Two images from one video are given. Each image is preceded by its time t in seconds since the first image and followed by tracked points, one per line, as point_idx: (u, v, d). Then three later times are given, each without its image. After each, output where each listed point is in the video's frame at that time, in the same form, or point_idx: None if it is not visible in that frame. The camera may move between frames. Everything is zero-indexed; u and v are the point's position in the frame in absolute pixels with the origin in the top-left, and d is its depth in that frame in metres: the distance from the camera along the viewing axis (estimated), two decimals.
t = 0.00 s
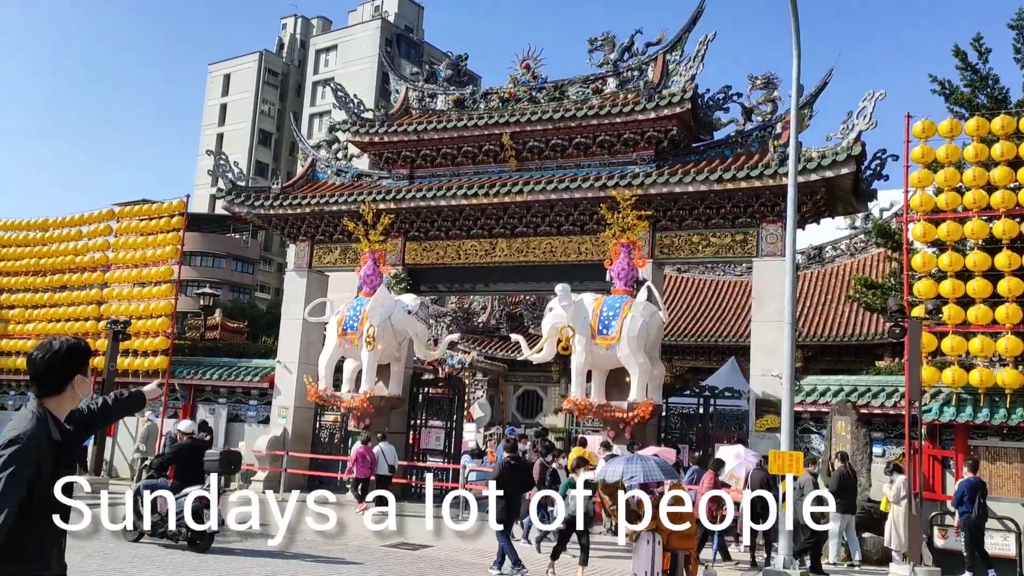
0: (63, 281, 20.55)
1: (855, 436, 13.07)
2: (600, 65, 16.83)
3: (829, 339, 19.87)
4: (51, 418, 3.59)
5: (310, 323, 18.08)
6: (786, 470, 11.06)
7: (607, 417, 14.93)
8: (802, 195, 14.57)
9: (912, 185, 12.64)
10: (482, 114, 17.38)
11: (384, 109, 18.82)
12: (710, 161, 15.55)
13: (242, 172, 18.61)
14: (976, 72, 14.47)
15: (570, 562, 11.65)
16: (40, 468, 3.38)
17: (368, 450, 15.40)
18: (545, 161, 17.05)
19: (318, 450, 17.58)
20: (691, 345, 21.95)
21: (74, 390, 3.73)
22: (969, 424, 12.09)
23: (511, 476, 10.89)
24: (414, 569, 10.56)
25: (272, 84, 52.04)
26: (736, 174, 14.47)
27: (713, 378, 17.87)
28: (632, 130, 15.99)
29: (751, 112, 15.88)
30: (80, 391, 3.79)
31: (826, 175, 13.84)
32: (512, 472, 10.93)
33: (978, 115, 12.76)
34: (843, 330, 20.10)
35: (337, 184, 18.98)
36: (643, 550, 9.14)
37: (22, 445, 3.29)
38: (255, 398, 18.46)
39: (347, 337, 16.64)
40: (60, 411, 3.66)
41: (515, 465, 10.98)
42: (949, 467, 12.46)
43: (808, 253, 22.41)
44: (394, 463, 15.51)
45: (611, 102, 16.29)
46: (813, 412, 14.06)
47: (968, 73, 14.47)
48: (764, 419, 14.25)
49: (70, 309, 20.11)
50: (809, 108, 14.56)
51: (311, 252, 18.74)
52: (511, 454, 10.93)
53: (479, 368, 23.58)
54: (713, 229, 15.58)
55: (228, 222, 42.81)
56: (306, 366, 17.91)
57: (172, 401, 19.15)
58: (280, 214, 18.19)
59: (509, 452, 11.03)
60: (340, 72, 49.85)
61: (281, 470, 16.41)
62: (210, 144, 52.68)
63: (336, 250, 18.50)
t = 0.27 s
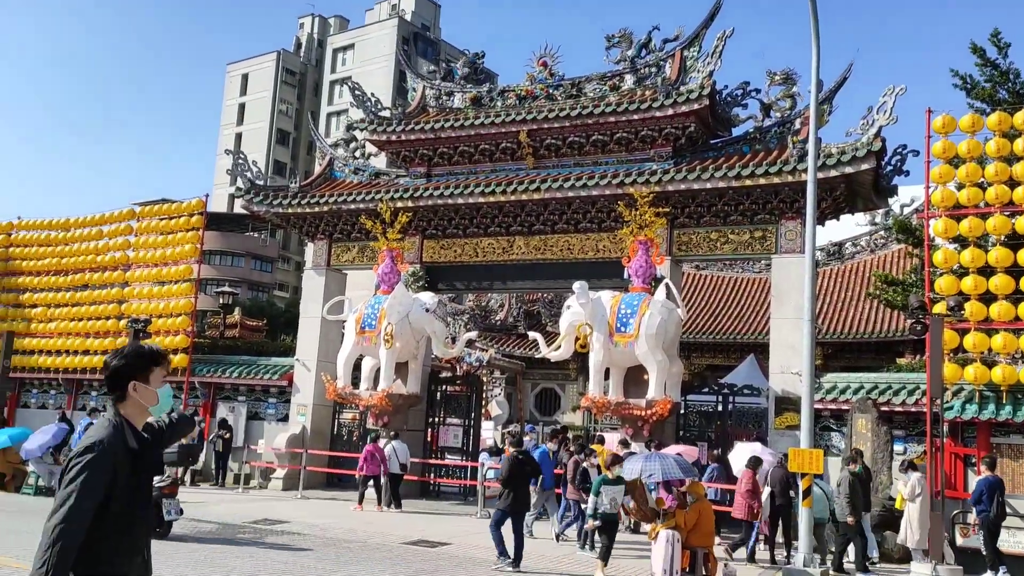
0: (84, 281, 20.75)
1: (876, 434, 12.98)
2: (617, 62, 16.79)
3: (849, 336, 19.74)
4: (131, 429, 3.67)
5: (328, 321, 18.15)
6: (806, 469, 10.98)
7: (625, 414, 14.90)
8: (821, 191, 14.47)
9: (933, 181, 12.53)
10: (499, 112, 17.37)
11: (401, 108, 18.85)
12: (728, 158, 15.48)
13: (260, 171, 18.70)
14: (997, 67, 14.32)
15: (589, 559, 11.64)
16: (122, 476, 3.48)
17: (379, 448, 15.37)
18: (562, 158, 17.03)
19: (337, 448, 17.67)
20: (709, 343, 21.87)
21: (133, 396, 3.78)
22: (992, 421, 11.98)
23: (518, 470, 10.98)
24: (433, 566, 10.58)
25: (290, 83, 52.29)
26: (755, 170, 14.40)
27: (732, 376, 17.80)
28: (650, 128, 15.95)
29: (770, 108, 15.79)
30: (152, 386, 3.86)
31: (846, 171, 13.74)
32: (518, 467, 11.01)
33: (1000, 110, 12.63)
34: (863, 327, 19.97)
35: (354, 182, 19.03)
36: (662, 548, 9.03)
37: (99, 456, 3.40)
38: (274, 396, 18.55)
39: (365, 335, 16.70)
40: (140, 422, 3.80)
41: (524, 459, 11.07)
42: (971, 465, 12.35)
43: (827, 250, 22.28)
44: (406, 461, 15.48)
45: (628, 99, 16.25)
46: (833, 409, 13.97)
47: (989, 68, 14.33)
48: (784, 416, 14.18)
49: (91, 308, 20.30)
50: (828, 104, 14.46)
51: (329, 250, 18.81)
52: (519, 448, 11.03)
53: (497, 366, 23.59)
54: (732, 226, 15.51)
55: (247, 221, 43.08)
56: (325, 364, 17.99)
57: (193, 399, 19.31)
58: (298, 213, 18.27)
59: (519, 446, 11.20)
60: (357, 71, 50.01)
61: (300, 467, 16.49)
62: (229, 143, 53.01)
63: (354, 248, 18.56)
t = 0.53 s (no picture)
0: (104, 281, 20.93)
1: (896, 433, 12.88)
2: (633, 61, 16.76)
3: (868, 335, 19.61)
4: (206, 430, 4.13)
5: (345, 321, 18.21)
6: (826, 468, 10.86)
7: (642, 414, 14.86)
8: (839, 188, 14.37)
9: (953, 177, 12.40)
10: (515, 112, 17.36)
11: (417, 108, 18.88)
12: (745, 156, 15.41)
13: (277, 172, 18.78)
14: (1018, 63, 14.18)
15: (605, 559, 11.63)
16: (182, 467, 3.92)
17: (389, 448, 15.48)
18: (578, 157, 17.01)
19: (354, 447, 17.73)
20: (727, 342, 21.78)
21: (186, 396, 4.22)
22: (1014, 420, 11.85)
23: (521, 470, 10.88)
24: (450, 565, 10.60)
25: (307, 84, 52.54)
26: (772, 168, 14.32)
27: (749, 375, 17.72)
28: (666, 126, 15.90)
29: (787, 106, 15.70)
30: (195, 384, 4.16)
31: (865, 168, 13.63)
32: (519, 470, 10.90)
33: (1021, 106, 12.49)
34: (882, 326, 19.83)
35: (371, 183, 19.08)
36: (679, 548, 8.98)
37: (158, 448, 3.88)
38: (292, 395, 18.64)
39: (382, 334, 16.73)
40: (204, 424, 4.12)
41: (526, 459, 10.98)
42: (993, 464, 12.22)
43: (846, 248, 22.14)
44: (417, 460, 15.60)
45: (644, 98, 16.20)
46: (852, 408, 13.87)
47: (1010, 63, 14.18)
48: (802, 416, 14.10)
49: (111, 309, 20.46)
50: (846, 101, 14.36)
51: (346, 250, 18.88)
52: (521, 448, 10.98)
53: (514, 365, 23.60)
54: (749, 224, 15.43)
55: (265, 222, 43.32)
56: (342, 363, 18.05)
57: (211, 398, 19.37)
58: (315, 213, 18.35)
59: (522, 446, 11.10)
60: (373, 72, 50.17)
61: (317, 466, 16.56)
62: (246, 144, 53.30)
63: (370, 248, 18.61)
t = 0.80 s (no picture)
0: (121, 284, 21.10)
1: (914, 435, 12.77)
2: (647, 61, 16.73)
3: (885, 336, 19.48)
4: (272, 438, 4.03)
5: (360, 322, 18.26)
6: (842, 470, 10.78)
7: (657, 415, 14.81)
8: (856, 188, 14.28)
9: (971, 176, 12.29)
10: (529, 113, 17.36)
11: (431, 110, 18.91)
12: (761, 156, 15.35)
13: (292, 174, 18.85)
14: None
15: (620, 560, 11.61)
16: (238, 479, 3.87)
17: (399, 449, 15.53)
18: (593, 158, 16.98)
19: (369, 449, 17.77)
20: (742, 343, 21.69)
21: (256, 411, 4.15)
22: None
23: (519, 466, 10.94)
24: (464, 566, 10.61)
25: (321, 87, 52.77)
26: (787, 168, 14.26)
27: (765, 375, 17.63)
28: (681, 126, 15.86)
29: (803, 105, 15.62)
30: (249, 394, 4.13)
31: (881, 168, 13.54)
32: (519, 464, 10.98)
33: None
34: (900, 326, 19.69)
35: (385, 184, 19.13)
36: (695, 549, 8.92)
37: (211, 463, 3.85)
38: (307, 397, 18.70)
39: (397, 336, 16.76)
40: (272, 433, 4.03)
41: (525, 455, 11.06)
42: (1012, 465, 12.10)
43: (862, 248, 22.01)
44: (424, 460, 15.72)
45: (658, 98, 16.17)
46: (869, 409, 13.77)
47: None
48: (819, 417, 14.02)
49: (128, 311, 20.61)
50: (862, 100, 14.27)
51: (361, 252, 18.92)
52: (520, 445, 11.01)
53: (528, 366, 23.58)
54: (764, 224, 15.36)
55: (280, 224, 43.53)
56: (357, 365, 18.09)
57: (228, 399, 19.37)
58: (329, 215, 18.42)
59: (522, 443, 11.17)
60: (387, 75, 50.33)
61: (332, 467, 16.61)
62: (261, 147, 53.58)
63: (385, 250, 18.65)
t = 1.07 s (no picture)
0: (137, 287, 21.24)
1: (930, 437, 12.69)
2: (659, 63, 16.72)
3: (900, 337, 19.37)
4: (342, 437, 4.04)
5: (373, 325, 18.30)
6: (857, 473, 10.70)
7: (670, 417, 14.77)
8: (870, 189, 14.22)
9: (986, 177, 12.21)
10: (541, 115, 17.37)
11: (444, 113, 18.95)
12: (774, 158, 15.31)
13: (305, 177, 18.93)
14: None
15: (633, 562, 11.59)
16: (310, 480, 3.85)
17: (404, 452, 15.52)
18: (605, 160, 16.97)
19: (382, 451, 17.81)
20: (756, 345, 21.61)
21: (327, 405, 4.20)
22: None
23: (522, 468, 10.92)
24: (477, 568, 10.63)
25: (334, 91, 52.98)
26: (800, 169, 14.21)
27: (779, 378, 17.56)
28: (693, 128, 15.84)
29: (816, 106, 15.56)
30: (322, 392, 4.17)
31: (895, 169, 13.47)
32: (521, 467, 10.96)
33: None
34: (915, 328, 19.58)
35: (398, 187, 19.18)
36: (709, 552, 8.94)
37: (284, 463, 3.84)
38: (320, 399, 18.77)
39: (409, 338, 16.79)
40: (345, 431, 4.06)
41: (527, 456, 11.01)
42: None
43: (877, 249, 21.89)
44: (425, 461, 15.67)
45: (670, 100, 16.16)
46: (885, 412, 13.69)
47: None
48: (833, 419, 13.95)
49: (143, 314, 20.75)
50: (876, 101, 14.21)
51: (374, 255, 18.97)
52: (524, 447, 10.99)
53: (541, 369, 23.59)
54: (778, 226, 15.31)
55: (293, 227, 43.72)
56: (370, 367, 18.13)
57: (242, 401, 19.43)
58: (342, 218, 18.48)
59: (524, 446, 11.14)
60: (400, 78, 50.48)
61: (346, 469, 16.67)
62: (274, 151, 53.84)
63: (397, 252, 18.70)
